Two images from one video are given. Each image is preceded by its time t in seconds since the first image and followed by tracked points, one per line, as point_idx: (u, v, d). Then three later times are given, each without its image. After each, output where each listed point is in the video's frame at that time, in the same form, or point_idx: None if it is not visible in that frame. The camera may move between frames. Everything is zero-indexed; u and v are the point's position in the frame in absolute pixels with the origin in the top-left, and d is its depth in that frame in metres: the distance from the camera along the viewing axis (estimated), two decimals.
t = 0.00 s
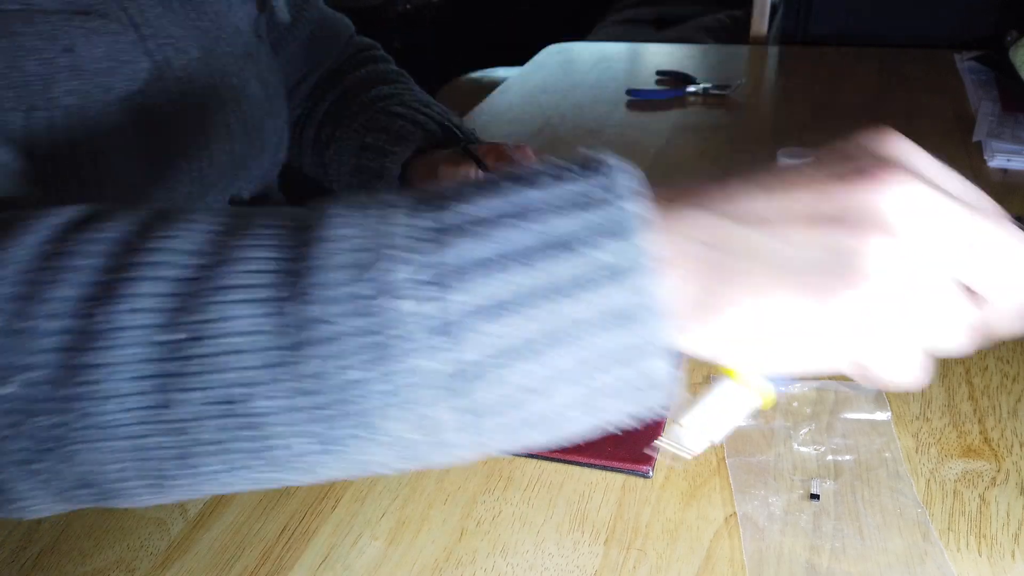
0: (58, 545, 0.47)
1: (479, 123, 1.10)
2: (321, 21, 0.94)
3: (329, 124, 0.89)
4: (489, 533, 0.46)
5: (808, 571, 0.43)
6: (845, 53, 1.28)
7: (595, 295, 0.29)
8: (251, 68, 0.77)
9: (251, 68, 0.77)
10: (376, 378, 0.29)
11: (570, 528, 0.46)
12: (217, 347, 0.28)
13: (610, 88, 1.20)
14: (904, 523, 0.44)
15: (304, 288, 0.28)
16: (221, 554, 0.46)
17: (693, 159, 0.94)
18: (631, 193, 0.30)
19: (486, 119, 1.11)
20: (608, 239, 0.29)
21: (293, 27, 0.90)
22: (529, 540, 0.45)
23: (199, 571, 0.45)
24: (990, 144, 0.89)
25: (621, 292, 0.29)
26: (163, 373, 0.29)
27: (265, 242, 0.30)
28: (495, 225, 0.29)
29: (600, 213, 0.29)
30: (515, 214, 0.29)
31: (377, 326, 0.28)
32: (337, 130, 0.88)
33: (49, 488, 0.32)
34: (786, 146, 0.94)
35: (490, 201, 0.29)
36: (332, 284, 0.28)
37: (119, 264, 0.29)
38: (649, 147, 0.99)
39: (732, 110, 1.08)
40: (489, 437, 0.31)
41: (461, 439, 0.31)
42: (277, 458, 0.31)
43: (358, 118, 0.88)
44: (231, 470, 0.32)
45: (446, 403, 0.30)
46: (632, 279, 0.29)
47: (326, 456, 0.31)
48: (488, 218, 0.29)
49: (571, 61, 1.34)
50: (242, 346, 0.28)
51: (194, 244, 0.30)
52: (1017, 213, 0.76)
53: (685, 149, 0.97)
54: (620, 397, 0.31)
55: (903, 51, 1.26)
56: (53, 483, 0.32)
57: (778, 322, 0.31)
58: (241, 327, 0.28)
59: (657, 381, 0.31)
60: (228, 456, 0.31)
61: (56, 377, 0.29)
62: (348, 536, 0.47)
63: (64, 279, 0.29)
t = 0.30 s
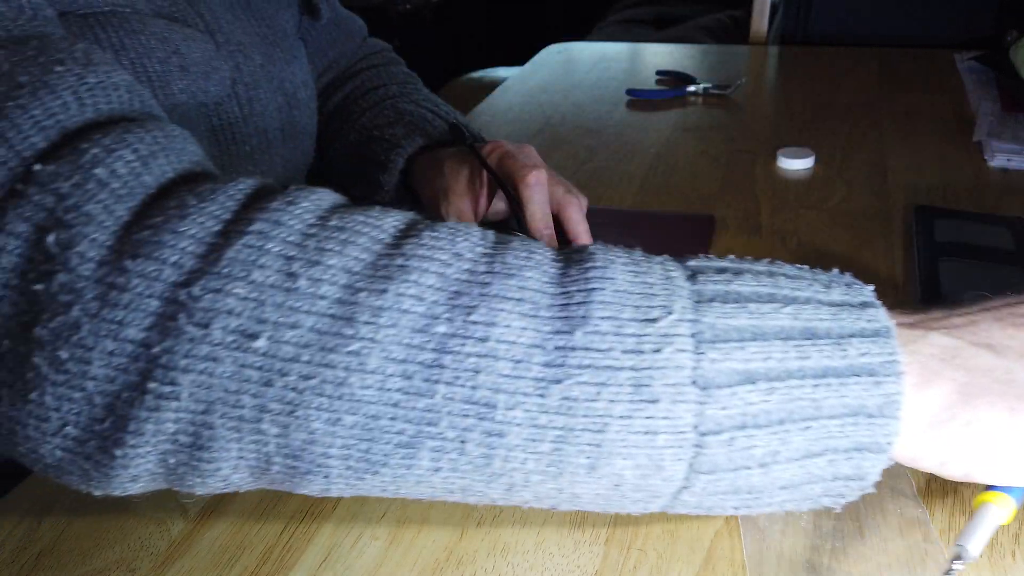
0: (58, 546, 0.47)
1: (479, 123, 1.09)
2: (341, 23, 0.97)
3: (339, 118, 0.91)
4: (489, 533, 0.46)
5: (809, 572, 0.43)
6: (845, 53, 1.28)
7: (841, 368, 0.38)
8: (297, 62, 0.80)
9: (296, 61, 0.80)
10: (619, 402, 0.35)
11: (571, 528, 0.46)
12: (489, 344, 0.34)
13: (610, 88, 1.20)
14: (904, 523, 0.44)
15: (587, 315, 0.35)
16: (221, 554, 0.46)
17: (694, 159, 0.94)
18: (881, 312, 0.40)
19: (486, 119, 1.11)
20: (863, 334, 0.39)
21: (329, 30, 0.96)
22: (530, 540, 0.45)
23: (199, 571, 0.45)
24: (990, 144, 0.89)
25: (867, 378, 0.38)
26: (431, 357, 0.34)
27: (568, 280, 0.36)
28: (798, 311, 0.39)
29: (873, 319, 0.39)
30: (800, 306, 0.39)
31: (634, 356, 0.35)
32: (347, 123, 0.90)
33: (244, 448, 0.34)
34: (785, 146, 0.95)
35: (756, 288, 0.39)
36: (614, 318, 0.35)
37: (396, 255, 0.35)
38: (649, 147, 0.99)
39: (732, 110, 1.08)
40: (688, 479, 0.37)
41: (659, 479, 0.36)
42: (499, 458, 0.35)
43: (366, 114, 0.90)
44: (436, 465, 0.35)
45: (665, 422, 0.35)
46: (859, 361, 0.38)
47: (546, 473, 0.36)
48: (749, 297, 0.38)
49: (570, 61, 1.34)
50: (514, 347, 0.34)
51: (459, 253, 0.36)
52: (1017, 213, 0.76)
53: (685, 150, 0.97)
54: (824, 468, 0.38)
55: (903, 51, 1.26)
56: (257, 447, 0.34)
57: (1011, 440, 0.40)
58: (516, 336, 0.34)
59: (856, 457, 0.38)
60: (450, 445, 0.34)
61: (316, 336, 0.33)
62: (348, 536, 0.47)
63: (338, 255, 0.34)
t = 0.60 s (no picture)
0: (58, 546, 0.47)
1: (479, 123, 1.09)
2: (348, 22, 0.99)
3: (343, 116, 0.91)
4: (490, 533, 0.46)
5: (809, 571, 0.43)
6: (845, 53, 1.28)
7: (881, 371, 0.40)
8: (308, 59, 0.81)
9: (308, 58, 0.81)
10: (667, 400, 0.36)
11: (571, 528, 0.46)
12: (539, 339, 0.35)
13: (610, 88, 1.20)
14: (904, 524, 0.44)
15: (636, 311, 0.37)
16: (222, 554, 0.46)
17: (694, 159, 0.94)
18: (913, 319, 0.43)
19: (486, 119, 1.11)
20: (901, 339, 0.41)
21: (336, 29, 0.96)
22: (530, 540, 0.45)
23: (199, 571, 0.45)
24: (990, 144, 0.89)
25: (902, 382, 0.40)
26: (483, 352, 0.35)
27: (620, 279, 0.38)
28: (838, 316, 0.41)
29: (908, 326, 0.42)
30: (840, 312, 0.41)
31: (684, 353, 0.37)
32: (350, 122, 0.90)
33: (287, 437, 0.35)
34: (786, 146, 0.94)
35: (795, 292, 0.41)
36: (662, 316, 0.37)
37: (446, 251, 0.36)
38: (650, 146, 0.99)
39: (733, 110, 1.08)
40: (727, 476, 0.39)
41: (703, 476, 0.38)
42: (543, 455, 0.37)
43: (369, 113, 0.90)
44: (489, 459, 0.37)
45: (712, 421, 0.37)
46: (896, 364, 0.41)
47: (595, 469, 0.37)
48: (786, 300, 0.40)
49: (570, 61, 1.34)
50: (562, 344, 0.36)
51: (507, 251, 0.37)
52: (1017, 213, 0.75)
53: (685, 150, 0.97)
54: (862, 469, 0.40)
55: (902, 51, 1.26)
56: (300, 438, 0.35)
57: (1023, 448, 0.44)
58: (566, 333, 0.36)
59: (897, 458, 0.41)
60: (496, 440, 0.36)
61: (368, 328, 0.34)
62: (349, 536, 0.47)
63: (392, 249, 0.36)
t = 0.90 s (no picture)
0: (57, 546, 0.47)
1: (479, 123, 1.09)
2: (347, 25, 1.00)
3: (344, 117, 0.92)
4: (490, 533, 0.46)
5: (809, 571, 0.42)
6: (845, 53, 1.28)
7: (897, 330, 0.41)
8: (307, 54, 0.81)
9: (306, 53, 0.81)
10: (687, 351, 0.37)
11: (571, 528, 0.46)
12: (558, 292, 0.36)
13: (610, 88, 1.20)
14: (904, 524, 0.44)
15: (654, 266, 0.37)
16: (221, 554, 0.46)
17: (694, 159, 0.94)
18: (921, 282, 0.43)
19: (486, 119, 1.11)
20: (914, 301, 0.42)
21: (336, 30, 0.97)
22: (530, 540, 0.45)
23: (199, 571, 0.45)
24: (990, 144, 0.89)
25: (917, 340, 0.41)
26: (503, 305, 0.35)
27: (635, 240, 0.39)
28: (849, 279, 0.41)
29: (918, 289, 0.42)
30: (850, 275, 0.42)
31: (703, 306, 0.37)
32: (351, 121, 0.90)
33: (297, 395, 0.35)
34: (785, 146, 0.94)
35: (803, 259, 0.41)
36: (680, 272, 0.38)
37: (460, 209, 0.37)
38: (650, 147, 0.99)
39: (733, 110, 1.08)
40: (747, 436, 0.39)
41: (723, 435, 0.38)
42: (563, 413, 0.37)
43: (369, 113, 0.90)
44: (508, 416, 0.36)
45: (733, 374, 0.37)
46: (909, 323, 0.41)
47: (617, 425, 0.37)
48: (797, 263, 0.41)
49: (570, 61, 1.34)
50: (582, 296, 0.36)
51: (521, 210, 0.38)
52: (1017, 213, 0.75)
53: (685, 149, 0.97)
54: (881, 429, 0.41)
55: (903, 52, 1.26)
56: (308, 399, 0.35)
57: None
58: (585, 286, 0.36)
59: (914, 419, 0.41)
60: (515, 396, 0.36)
61: (384, 280, 0.35)
62: (349, 536, 0.46)
63: (406, 204, 0.36)
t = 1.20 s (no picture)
0: (57, 545, 0.47)
1: (479, 122, 1.09)
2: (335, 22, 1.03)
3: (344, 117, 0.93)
4: (489, 533, 0.46)
5: (809, 572, 0.42)
6: (846, 53, 1.28)
7: (903, 270, 0.44)
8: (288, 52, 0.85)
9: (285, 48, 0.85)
10: (693, 288, 0.40)
11: (571, 528, 0.46)
12: (568, 229, 0.39)
13: (610, 88, 1.20)
14: (904, 523, 0.44)
15: (663, 207, 0.41)
16: (221, 554, 0.46)
17: (694, 159, 0.94)
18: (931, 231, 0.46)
19: (486, 119, 1.11)
20: (919, 244, 0.45)
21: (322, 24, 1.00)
22: (529, 540, 0.45)
23: (199, 571, 0.45)
24: (990, 144, 0.89)
25: (921, 280, 0.43)
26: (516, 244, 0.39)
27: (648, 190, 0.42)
28: (855, 225, 0.44)
29: (925, 236, 0.46)
30: (857, 222, 0.45)
31: (714, 243, 0.40)
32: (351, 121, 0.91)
33: (313, 334, 0.37)
34: (785, 146, 0.94)
35: (811, 206, 0.45)
36: (689, 211, 0.41)
37: (471, 156, 0.40)
38: (650, 147, 0.99)
39: (732, 110, 1.08)
40: (751, 373, 0.41)
41: (727, 373, 0.41)
42: (575, 349, 0.39)
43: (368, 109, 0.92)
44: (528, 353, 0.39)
45: (744, 309, 0.40)
46: (915, 265, 0.44)
47: (629, 360, 0.40)
48: (802, 210, 0.44)
49: (570, 61, 1.34)
50: (592, 233, 0.39)
51: (528, 159, 0.41)
52: (1017, 213, 0.75)
53: (684, 149, 0.97)
54: (891, 369, 0.43)
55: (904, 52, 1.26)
56: (322, 340, 0.38)
57: None
58: (595, 224, 0.39)
59: (920, 360, 0.44)
60: (527, 332, 0.39)
61: (398, 217, 0.38)
62: (348, 536, 0.47)
63: (418, 149, 0.39)
